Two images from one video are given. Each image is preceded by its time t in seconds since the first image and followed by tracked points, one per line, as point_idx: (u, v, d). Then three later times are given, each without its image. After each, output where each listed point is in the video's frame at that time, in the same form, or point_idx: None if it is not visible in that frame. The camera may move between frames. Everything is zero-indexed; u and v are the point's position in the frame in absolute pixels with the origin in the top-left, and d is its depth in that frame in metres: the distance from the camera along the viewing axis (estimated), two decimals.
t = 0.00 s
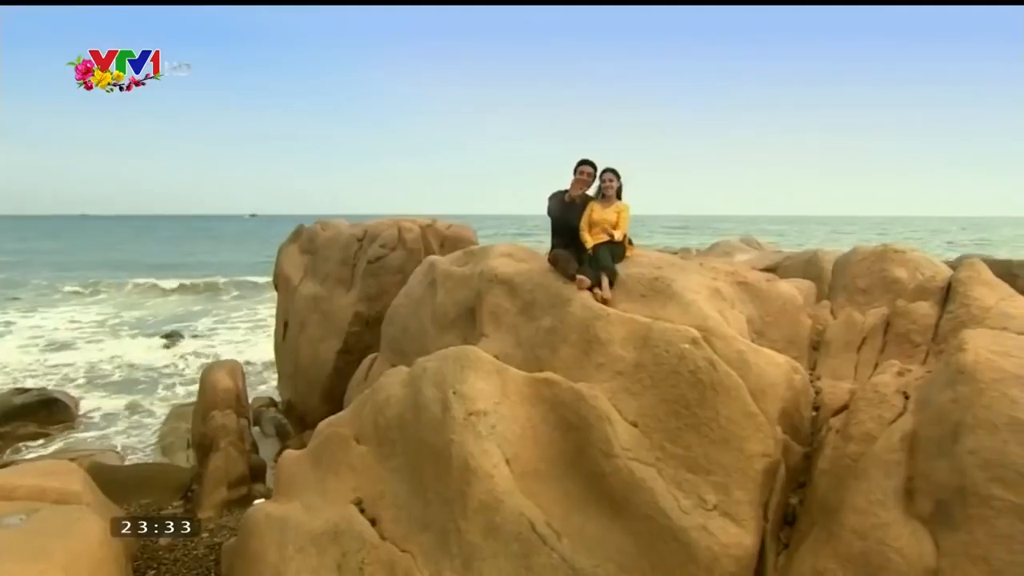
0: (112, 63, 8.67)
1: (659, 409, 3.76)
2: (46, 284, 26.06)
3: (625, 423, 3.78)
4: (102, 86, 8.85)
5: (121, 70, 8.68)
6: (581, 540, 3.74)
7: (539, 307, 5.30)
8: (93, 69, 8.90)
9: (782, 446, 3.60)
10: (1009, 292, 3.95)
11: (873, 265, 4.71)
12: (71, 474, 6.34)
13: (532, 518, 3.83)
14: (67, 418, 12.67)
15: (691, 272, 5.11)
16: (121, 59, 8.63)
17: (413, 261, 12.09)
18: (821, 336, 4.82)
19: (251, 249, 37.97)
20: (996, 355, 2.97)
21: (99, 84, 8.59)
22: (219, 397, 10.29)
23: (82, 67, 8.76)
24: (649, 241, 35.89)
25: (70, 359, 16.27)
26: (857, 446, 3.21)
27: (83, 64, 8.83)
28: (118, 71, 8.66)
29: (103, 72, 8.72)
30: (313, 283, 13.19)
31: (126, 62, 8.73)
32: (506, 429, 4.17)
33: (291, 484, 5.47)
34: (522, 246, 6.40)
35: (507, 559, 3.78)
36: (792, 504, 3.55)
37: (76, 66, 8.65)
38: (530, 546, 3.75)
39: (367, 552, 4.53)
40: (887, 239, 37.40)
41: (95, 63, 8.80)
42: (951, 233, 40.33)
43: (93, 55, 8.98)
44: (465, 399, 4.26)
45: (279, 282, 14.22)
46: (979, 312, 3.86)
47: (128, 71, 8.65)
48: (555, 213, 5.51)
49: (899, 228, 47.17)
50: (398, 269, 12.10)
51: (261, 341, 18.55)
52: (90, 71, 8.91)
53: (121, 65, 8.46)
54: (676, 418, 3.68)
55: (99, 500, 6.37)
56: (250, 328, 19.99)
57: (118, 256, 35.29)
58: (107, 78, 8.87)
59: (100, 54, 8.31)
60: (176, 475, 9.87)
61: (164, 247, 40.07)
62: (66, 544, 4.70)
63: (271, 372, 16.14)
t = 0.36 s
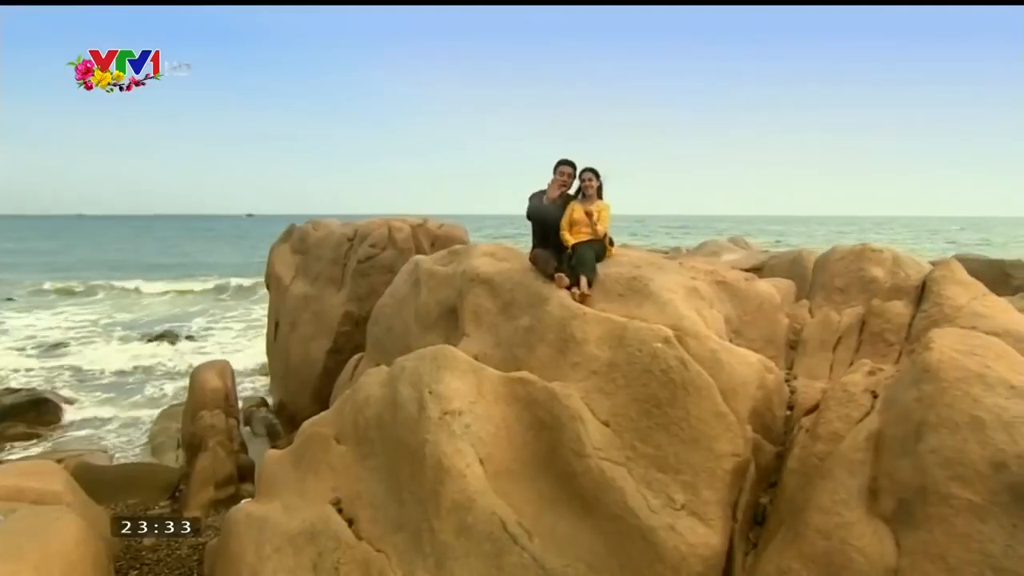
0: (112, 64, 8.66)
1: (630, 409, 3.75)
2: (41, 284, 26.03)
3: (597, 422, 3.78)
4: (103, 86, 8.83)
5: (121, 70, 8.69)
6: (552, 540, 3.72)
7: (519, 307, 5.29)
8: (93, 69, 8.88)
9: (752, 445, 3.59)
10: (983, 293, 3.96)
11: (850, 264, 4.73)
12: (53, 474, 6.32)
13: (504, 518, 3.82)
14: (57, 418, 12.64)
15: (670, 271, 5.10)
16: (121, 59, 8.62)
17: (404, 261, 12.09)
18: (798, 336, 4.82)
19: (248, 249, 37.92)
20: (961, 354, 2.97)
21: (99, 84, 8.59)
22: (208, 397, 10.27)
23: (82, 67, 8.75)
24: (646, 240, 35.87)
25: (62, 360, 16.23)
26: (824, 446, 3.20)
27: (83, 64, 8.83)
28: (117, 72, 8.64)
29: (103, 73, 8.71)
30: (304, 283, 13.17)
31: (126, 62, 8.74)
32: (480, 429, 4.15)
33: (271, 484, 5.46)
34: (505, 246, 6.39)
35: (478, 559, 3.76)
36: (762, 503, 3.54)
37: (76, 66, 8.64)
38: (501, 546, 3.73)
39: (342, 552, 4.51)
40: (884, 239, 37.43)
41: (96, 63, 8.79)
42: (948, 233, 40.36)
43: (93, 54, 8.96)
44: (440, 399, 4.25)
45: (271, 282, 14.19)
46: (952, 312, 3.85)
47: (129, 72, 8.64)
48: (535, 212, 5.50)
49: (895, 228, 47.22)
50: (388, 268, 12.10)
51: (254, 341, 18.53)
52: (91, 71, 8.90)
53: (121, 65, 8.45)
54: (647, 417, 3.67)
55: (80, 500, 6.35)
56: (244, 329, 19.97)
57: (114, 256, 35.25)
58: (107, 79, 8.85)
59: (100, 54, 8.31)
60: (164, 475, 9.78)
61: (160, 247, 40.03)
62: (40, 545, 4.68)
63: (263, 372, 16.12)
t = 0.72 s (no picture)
0: (112, 64, 8.65)
1: (607, 407, 3.75)
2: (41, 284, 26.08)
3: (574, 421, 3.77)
4: (103, 86, 8.79)
5: (121, 70, 8.68)
6: (528, 539, 3.71)
7: (502, 306, 5.29)
8: (94, 70, 8.86)
9: (728, 443, 3.57)
10: (963, 291, 3.94)
11: (834, 263, 4.72)
12: (40, 473, 6.33)
13: (481, 517, 3.81)
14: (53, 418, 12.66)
15: (654, 270, 5.09)
16: (120, 60, 8.57)
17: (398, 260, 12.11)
18: (781, 334, 4.81)
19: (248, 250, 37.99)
20: (932, 352, 2.96)
21: (100, 84, 8.57)
22: (201, 396, 10.29)
23: (82, 67, 8.71)
24: (646, 240, 35.79)
25: (59, 359, 16.26)
26: (798, 444, 3.18)
27: (83, 65, 8.79)
28: (117, 72, 8.60)
29: (103, 73, 8.68)
30: (299, 282, 13.18)
31: (126, 62, 8.70)
32: (459, 427, 4.14)
33: (257, 482, 5.46)
34: (492, 245, 6.40)
35: (454, 557, 3.75)
36: (737, 502, 3.52)
37: (77, 67, 8.58)
38: (477, 545, 3.72)
39: (323, 551, 4.51)
40: (886, 238, 37.38)
41: (96, 63, 8.80)
42: (951, 233, 40.26)
43: (95, 54, 8.97)
44: (420, 397, 4.24)
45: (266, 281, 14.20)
46: (929, 310, 3.85)
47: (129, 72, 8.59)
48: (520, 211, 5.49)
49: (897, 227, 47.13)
50: (382, 268, 12.11)
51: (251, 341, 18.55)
52: (91, 72, 8.86)
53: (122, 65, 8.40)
54: (624, 415, 3.67)
55: (68, 499, 6.35)
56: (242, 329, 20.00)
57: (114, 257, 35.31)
58: (107, 79, 8.82)
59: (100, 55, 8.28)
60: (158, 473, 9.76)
61: (161, 248, 40.10)
62: (21, 544, 4.68)
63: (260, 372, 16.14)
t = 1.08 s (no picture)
0: (113, 63, 7.91)
1: (587, 406, 3.74)
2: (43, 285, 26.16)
3: (553, 419, 3.76)
4: (103, 87, 8.02)
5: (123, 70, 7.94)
6: (506, 537, 3.70)
7: (489, 304, 5.29)
8: (93, 69, 8.07)
9: (706, 442, 3.56)
10: (945, 290, 3.93)
11: (820, 262, 4.70)
12: (32, 472, 6.35)
13: (460, 515, 3.80)
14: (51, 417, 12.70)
15: (640, 268, 5.08)
16: (122, 59, 7.86)
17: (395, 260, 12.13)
18: (767, 334, 4.79)
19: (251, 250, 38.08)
20: (906, 350, 2.95)
21: (100, 85, 7.83)
22: (198, 395, 10.33)
23: (80, 67, 7.93)
24: (648, 240, 35.76)
25: (60, 359, 16.30)
26: (773, 443, 3.17)
27: (81, 64, 7.97)
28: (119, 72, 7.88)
29: (104, 73, 7.93)
30: (297, 282, 13.21)
31: (128, 62, 7.98)
32: (442, 426, 4.14)
33: (246, 481, 5.47)
34: (483, 244, 6.40)
35: (433, 556, 3.74)
36: (715, 501, 3.50)
37: (74, 67, 7.82)
38: (455, 543, 3.72)
39: (307, 549, 4.51)
40: (891, 239, 37.24)
41: (96, 63, 8.01)
42: (955, 233, 40.09)
43: (93, 53, 8.19)
44: (403, 396, 4.24)
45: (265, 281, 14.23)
46: (911, 308, 3.83)
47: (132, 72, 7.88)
48: (508, 211, 5.50)
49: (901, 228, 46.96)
50: (379, 267, 12.12)
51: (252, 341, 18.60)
52: (90, 72, 8.01)
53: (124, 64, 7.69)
54: (603, 414, 3.66)
55: (59, 497, 6.38)
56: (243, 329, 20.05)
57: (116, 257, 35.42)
58: (107, 79, 8.04)
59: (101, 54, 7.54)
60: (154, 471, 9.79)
61: (164, 248, 40.20)
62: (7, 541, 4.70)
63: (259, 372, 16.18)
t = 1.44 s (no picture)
0: (112, 63, 7.83)
1: (567, 405, 3.74)
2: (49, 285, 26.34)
3: (533, 419, 3.76)
4: (103, 87, 7.99)
5: (123, 70, 7.86)
6: (485, 536, 3.70)
7: (476, 304, 5.30)
8: (93, 69, 8.04)
9: (684, 442, 3.55)
10: (928, 290, 3.91)
11: (806, 262, 4.68)
12: (26, 470, 6.39)
13: (440, 514, 3.81)
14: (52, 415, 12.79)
15: (627, 268, 5.07)
16: (122, 60, 7.78)
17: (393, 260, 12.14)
18: (752, 334, 4.76)
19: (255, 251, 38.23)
20: (880, 350, 2.94)
21: (99, 85, 7.77)
22: (196, 394, 10.37)
23: (80, 66, 7.92)
24: (652, 240, 35.72)
25: (63, 359, 16.41)
26: (749, 443, 3.16)
27: (82, 64, 7.95)
28: (118, 72, 7.81)
29: (103, 73, 7.87)
30: (296, 282, 13.24)
31: (128, 62, 7.89)
32: (425, 425, 4.15)
33: (236, 480, 5.49)
34: (474, 244, 6.41)
35: (413, 555, 3.75)
36: (694, 501, 3.48)
37: (74, 67, 7.79)
38: (435, 542, 3.72)
39: (292, 547, 4.53)
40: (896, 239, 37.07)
41: (96, 62, 7.96)
42: (962, 232, 39.86)
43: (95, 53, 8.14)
44: (386, 395, 4.25)
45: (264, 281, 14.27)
46: (893, 308, 3.81)
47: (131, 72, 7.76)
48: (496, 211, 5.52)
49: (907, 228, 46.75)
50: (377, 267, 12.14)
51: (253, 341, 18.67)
52: (90, 72, 7.98)
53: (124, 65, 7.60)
54: (582, 413, 3.66)
55: (52, 495, 6.42)
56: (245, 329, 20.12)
57: (123, 257, 35.64)
58: (107, 79, 7.98)
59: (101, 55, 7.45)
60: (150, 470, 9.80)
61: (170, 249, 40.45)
62: None
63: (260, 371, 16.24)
